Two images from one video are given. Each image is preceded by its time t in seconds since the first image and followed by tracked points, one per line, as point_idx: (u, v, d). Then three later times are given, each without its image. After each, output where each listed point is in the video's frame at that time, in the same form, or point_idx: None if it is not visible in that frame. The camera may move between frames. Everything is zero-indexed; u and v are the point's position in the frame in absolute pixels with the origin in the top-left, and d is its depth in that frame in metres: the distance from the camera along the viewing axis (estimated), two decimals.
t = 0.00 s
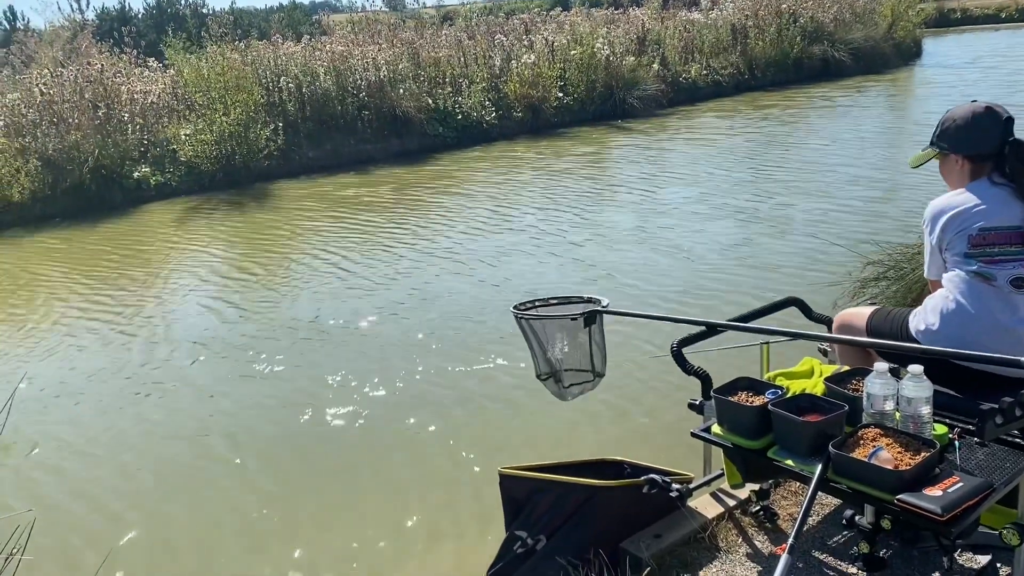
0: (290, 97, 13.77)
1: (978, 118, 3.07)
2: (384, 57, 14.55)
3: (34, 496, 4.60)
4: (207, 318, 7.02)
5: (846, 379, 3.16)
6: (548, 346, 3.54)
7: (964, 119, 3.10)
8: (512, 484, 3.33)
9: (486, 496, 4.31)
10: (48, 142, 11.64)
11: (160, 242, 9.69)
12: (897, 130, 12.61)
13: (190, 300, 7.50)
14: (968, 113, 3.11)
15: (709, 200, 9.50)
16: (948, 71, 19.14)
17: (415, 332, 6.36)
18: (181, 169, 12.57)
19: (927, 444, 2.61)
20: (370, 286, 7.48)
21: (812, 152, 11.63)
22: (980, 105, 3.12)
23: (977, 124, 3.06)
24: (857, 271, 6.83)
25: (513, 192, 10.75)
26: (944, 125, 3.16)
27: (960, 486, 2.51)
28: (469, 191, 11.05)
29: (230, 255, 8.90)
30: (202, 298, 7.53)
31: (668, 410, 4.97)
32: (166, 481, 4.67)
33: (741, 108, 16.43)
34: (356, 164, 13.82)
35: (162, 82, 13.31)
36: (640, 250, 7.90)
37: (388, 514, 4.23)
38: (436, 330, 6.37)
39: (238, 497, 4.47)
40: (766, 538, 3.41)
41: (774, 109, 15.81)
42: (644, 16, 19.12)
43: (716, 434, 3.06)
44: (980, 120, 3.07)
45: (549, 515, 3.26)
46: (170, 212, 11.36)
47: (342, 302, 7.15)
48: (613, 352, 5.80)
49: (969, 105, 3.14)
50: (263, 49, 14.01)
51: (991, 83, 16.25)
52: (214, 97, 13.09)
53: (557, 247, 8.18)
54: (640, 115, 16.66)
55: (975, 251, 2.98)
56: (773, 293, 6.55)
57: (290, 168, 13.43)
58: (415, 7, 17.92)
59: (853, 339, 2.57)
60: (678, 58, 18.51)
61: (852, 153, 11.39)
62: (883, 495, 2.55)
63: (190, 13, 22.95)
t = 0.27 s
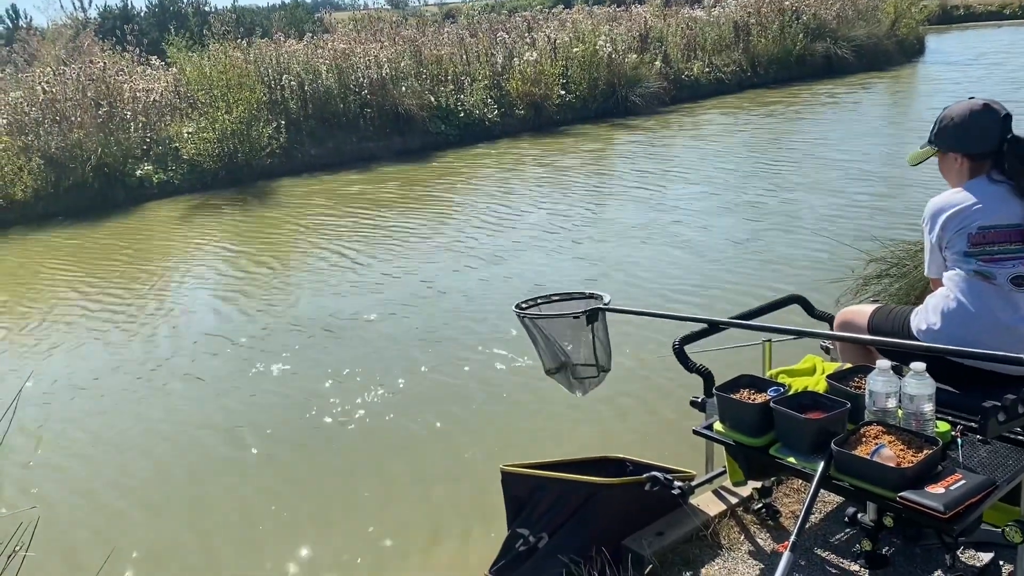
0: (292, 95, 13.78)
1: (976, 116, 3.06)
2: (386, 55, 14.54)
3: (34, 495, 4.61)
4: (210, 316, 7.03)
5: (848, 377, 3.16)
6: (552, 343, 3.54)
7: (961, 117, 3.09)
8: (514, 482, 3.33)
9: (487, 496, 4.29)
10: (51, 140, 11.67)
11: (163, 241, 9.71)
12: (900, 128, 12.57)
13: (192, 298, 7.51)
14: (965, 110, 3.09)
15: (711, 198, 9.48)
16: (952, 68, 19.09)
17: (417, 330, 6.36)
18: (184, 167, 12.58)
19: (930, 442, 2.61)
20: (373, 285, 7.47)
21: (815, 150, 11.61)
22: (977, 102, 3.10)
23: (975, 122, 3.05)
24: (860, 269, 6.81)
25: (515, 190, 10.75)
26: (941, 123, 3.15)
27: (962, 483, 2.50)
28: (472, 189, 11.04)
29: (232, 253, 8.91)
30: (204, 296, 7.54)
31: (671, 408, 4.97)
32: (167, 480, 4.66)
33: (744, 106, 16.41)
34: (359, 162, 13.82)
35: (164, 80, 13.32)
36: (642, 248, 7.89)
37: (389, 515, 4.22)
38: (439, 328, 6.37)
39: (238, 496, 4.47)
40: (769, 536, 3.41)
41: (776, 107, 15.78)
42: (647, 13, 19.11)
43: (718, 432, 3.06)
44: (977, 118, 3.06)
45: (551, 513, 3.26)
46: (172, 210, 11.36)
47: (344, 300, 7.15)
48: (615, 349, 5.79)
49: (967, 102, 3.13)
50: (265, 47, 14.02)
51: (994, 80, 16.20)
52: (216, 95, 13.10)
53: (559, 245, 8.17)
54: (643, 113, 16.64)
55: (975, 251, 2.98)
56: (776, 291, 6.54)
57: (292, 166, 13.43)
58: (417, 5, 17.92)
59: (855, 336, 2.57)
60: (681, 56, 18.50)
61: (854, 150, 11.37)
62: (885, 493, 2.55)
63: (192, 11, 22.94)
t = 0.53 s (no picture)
0: (294, 93, 13.78)
1: (975, 114, 3.05)
2: (389, 54, 14.54)
3: (36, 495, 4.60)
4: (213, 315, 7.03)
5: (852, 374, 3.15)
6: (554, 342, 3.53)
7: (960, 115, 3.08)
8: (516, 480, 3.33)
9: (489, 496, 4.27)
10: (54, 139, 11.69)
11: (166, 240, 9.71)
12: (904, 125, 12.54)
13: (195, 297, 7.51)
14: (963, 108, 3.08)
15: (715, 196, 9.46)
16: (955, 65, 19.04)
17: (418, 331, 6.34)
18: (187, 166, 12.59)
19: (934, 440, 2.60)
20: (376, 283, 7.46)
21: (818, 148, 11.58)
22: (976, 100, 3.09)
23: (974, 121, 3.04)
24: (864, 267, 6.79)
25: (518, 189, 10.74)
26: (940, 121, 3.13)
27: (967, 481, 2.50)
28: (475, 188, 11.04)
29: (235, 252, 8.91)
30: (208, 295, 7.54)
31: (675, 407, 4.96)
32: (168, 480, 4.66)
33: (747, 104, 16.38)
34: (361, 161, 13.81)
35: (167, 79, 13.34)
36: (646, 246, 7.87)
37: (390, 516, 4.20)
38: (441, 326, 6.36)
39: (239, 496, 4.46)
40: (772, 534, 3.40)
41: (780, 105, 15.75)
42: (649, 12, 19.11)
43: (721, 430, 3.05)
44: (976, 116, 3.05)
45: (554, 511, 3.26)
46: (175, 209, 11.36)
47: (347, 299, 7.14)
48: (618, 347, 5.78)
49: (965, 99, 3.11)
50: (268, 46, 14.05)
51: (998, 77, 16.15)
52: (218, 94, 13.10)
53: (562, 243, 8.16)
54: (646, 111, 16.61)
55: (976, 249, 2.97)
56: (779, 289, 6.52)
57: (295, 165, 13.44)
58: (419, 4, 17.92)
59: (857, 335, 2.56)
60: (683, 54, 18.47)
61: (858, 148, 11.34)
62: (889, 490, 2.54)
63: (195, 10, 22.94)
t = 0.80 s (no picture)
0: (298, 93, 13.79)
1: (975, 114, 3.03)
2: (392, 54, 14.54)
3: (40, 496, 4.60)
4: (216, 314, 7.04)
5: (856, 374, 3.15)
6: (557, 342, 3.53)
7: (960, 116, 3.07)
8: (520, 480, 3.33)
9: (493, 497, 4.26)
10: (58, 140, 11.72)
11: (170, 239, 9.73)
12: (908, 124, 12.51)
13: (200, 297, 7.52)
14: (963, 108, 3.07)
15: (718, 195, 9.44)
16: (959, 64, 18.98)
17: (421, 331, 6.32)
18: (191, 166, 12.61)
19: (939, 439, 2.60)
20: (380, 283, 7.46)
21: (822, 147, 11.56)
22: (976, 99, 3.08)
23: (974, 121, 3.02)
24: (869, 266, 6.77)
25: (521, 188, 10.73)
26: (941, 121, 3.12)
27: (973, 481, 2.49)
28: (478, 187, 11.03)
29: (239, 251, 8.92)
30: (212, 295, 7.55)
31: (680, 406, 4.95)
32: (172, 479, 4.66)
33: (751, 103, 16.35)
34: (365, 161, 13.81)
35: (171, 79, 13.36)
36: (649, 245, 7.87)
37: (395, 516, 4.19)
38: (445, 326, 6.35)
39: (243, 496, 4.45)
40: (777, 534, 3.40)
41: (784, 104, 15.72)
42: (653, 11, 19.12)
43: (726, 429, 3.05)
44: (976, 116, 3.03)
45: (558, 511, 3.26)
46: (179, 209, 11.37)
47: (351, 298, 7.14)
48: (621, 347, 5.77)
49: (965, 99, 3.10)
50: (272, 46, 14.06)
51: (1003, 76, 16.10)
52: (222, 94, 13.11)
53: (566, 243, 8.16)
54: (649, 110, 16.60)
55: (979, 249, 2.97)
56: (783, 288, 6.51)
57: (299, 165, 13.44)
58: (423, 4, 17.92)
59: (864, 335, 2.54)
60: (687, 53, 18.45)
61: (862, 147, 11.32)
62: (894, 490, 2.54)
63: (199, 10, 22.96)
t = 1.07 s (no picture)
0: (302, 94, 13.80)
1: (979, 114, 3.03)
2: (396, 54, 14.55)
3: (42, 499, 4.60)
4: (221, 315, 7.05)
5: (862, 375, 3.14)
6: (562, 342, 3.53)
7: (964, 116, 3.07)
8: (525, 480, 3.33)
9: (497, 495, 4.28)
10: (63, 141, 11.76)
11: (175, 240, 9.75)
12: (912, 124, 12.50)
13: (205, 297, 7.54)
14: (966, 108, 3.07)
15: (723, 195, 9.44)
16: (964, 63, 18.94)
17: (425, 332, 6.31)
18: (195, 167, 12.64)
19: (946, 440, 2.59)
20: (384, 283, 7.47)
21: (827, 147, 11.55)
22: (980, 99, 3.08)
23: (979, 121, 3.02)
24: (873, 266, 6.77)
25: (526, 188, 10.73)
26: (944, 123, 3.12)
27: (979, 482, 2.49)
28: (482, 187, 11.03)
29: (244, 252, 8.94)
30: (216, 295, 7.57)
31: (684, 407, 4.95)
32: (177, 478, 4.69)
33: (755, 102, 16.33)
34: (369, 161, 13.82)
35: (175, 80, 13.38)
36: (654, 246, 7.87)
37: (399, 514, 4.21)
38: (449, 327, 6.35)
39: (247, 497, 4.46)
40: (783, 534, 3.39)
41: (788, 103, 15.70)
42: (656, 11, 19.11)
43: (731, 430, 3.04)
44: (980, 116, 3.03)
45: (563, 511, 3.26)
46: (184, 210, 11.40)
47: (355, 298, 7.15)
48: (626, 347, 5.77)
49: (969, 99, 3.10)
50: (276, 47, 14.09)
51: (1008, 75, 16.07)
52: (227, 95, 13.14)
53: (570, 243, 8.16)
54: (652, 110, 16.59)
55: (984, 250, 2.96)
56: (788, 289, 6.51)
57: (303, 166, 13.47)
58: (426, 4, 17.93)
59: (870, 336, 2.54)
60: (690, 52, 18.43)
61: (867, 146, 11.30)
62: (901, 491, 2.53)
63: (204, 11, 22.99)
